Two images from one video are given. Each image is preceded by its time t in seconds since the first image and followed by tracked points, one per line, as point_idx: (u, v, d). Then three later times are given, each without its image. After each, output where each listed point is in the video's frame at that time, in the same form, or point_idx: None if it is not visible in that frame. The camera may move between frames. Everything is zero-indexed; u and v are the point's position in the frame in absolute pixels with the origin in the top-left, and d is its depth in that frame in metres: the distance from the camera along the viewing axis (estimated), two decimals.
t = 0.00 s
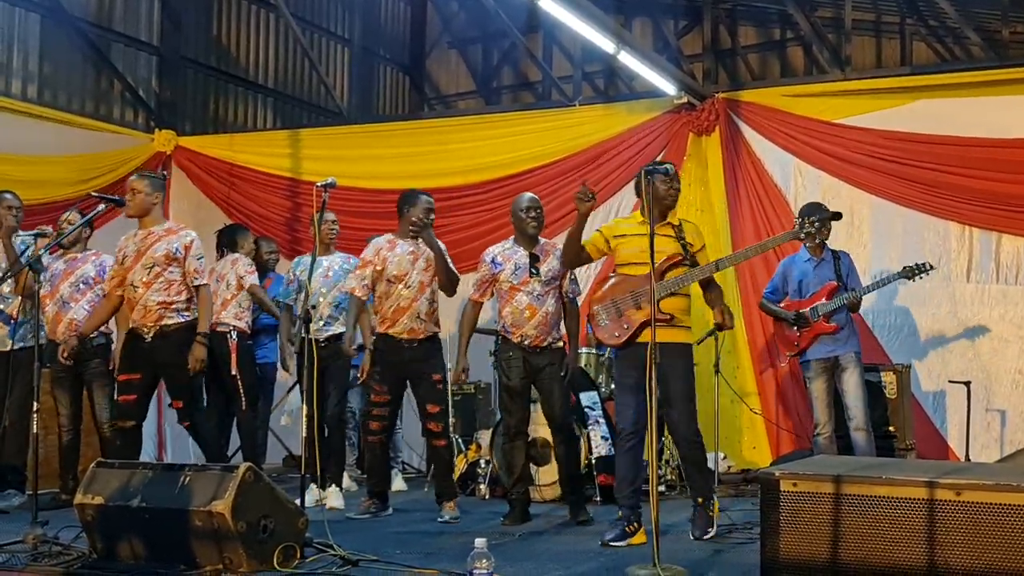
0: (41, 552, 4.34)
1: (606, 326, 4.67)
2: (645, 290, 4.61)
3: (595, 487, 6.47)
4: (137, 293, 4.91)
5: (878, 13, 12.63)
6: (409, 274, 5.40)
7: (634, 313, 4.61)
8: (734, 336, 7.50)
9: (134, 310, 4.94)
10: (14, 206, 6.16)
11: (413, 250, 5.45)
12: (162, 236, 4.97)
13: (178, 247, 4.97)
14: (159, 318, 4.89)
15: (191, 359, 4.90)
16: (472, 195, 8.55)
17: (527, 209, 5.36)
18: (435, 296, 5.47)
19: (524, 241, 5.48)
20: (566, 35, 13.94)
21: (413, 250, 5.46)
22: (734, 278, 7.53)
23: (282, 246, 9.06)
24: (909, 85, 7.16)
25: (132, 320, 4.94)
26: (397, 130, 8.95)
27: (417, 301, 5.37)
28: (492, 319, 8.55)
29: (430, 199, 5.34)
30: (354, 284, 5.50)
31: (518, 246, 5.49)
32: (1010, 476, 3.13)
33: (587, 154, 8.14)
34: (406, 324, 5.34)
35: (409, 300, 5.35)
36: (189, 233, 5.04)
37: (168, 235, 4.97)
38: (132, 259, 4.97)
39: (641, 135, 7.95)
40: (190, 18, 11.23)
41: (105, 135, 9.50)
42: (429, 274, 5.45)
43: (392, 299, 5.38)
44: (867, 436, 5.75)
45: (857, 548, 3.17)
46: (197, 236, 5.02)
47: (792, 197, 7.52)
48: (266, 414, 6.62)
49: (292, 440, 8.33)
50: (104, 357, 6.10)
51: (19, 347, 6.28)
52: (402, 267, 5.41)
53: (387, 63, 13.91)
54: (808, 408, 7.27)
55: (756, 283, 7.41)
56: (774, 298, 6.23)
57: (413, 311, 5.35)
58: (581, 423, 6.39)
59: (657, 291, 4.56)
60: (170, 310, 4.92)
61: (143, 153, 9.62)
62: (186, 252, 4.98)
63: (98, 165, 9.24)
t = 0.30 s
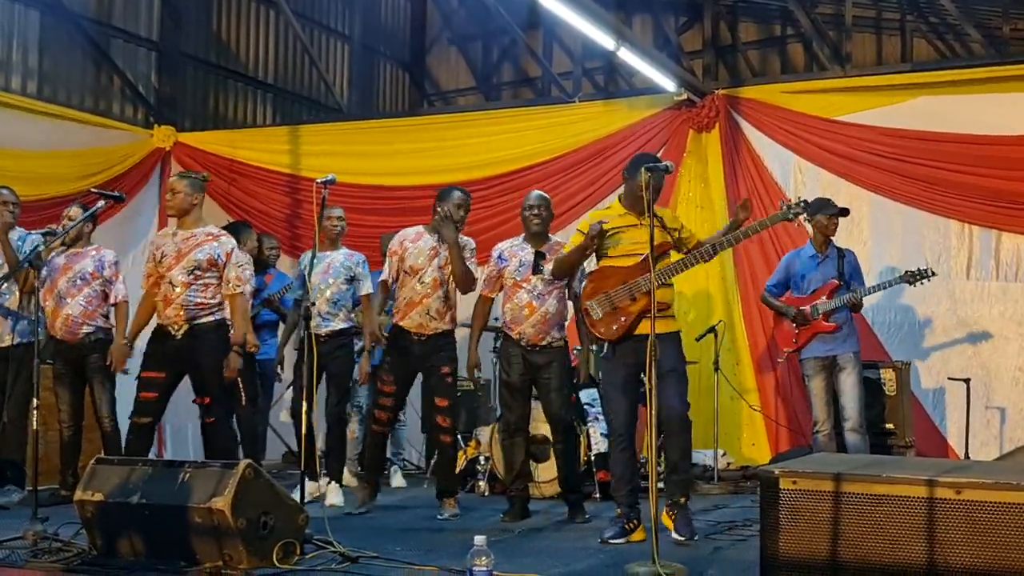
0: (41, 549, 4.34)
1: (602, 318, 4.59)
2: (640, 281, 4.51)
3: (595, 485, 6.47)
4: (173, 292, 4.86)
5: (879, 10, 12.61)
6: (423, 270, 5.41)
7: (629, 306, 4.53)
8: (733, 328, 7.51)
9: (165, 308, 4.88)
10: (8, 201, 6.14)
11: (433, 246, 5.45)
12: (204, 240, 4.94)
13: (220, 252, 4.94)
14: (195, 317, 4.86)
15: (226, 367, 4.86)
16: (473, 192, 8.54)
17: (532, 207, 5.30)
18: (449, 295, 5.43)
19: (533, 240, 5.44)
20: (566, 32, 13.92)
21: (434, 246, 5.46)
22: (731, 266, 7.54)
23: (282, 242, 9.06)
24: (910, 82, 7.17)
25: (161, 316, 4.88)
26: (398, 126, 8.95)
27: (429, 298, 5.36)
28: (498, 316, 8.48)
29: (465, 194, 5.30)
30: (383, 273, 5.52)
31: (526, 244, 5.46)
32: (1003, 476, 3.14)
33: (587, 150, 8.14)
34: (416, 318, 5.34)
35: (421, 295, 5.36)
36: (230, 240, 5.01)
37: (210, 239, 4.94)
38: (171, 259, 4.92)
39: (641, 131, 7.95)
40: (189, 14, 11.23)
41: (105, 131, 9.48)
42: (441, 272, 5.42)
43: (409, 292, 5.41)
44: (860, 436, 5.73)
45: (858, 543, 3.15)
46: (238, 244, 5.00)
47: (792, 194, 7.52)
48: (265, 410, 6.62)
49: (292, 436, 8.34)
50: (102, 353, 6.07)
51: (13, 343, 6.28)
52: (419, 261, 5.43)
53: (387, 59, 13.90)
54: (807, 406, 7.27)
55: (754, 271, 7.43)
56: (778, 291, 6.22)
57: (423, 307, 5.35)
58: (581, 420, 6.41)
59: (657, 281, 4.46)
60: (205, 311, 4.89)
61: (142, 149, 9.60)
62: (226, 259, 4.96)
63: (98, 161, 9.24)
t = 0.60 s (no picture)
0: (45, 535, 4.35)
1: (605, 308, 4.53)
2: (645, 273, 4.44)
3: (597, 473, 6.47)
4: (202, 287, 4.94)
5: None
6: (418, 260, 5.46)
7: (633, 298, 4.46)
8: (737, 318, 7.51)
9: (196, 301, 4.96)
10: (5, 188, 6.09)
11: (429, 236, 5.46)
12: (231, 236, 4.95)
13: (244, 248, 4.94)
14: (223, 309, 4.92)
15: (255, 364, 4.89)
16: (476, 181, 8.53)
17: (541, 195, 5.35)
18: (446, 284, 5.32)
19: (548, 227, 5.45)
20: (570, 21, 13.90)
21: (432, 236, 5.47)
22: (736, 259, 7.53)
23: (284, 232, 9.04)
24: (915, 71, 7.15)
25: (192, 310, 4.97)
26: (401, 115, 8.93)
27: (423, 287, 5.36)
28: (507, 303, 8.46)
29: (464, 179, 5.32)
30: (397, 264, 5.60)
31: (540, 231, 5.48)
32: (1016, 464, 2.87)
33: (591, 139, 8.12)
34: (413, 307, 5.37)
35: (416, 285, 5.39)
36: (258, 235, 5.00)
37: (236, 236, 4.95)
38: (200, 252, 4.98)
39: (644, 121, 7.93)
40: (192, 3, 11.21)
41: (107, 119, 9.47)
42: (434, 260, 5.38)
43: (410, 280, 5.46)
44: (866, 428, 5.70)
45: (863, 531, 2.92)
46: (264, 239, 4.96)
47: (796, 183, 7.51)
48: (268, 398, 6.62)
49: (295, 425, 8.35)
50: (101, 339, 6.08)
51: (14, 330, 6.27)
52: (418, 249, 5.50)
53: (391, 48, 13.88)
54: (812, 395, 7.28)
55: (759, 264, 7.43)
56: (792, 276, 6.19)
57: (418, 296, 5.37)
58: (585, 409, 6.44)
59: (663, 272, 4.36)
60: (235, 301, 4.95)
61: (145, 137, 9.58)
62: (251, 255, 4.94)
63: (100, 149, 9.24)
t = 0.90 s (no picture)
0: (47, 526, 4.36)
1: (614, 294, 4.36)
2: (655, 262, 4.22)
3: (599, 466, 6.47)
4: (205, 277, 5.05)
5: None
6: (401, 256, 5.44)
7: (644, 284, 4.27)
8: (738, 310, 7.50)
9: (202, 291, 5.09)
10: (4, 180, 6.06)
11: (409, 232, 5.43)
12: (233, 225, 5.03)
13: (246, 237, 5.01)
14: (223, 301, 5.02)
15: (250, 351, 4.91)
16: (481, 173, 8.53)
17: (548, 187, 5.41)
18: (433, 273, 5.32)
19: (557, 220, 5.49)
20: (572, 13, 13.87)
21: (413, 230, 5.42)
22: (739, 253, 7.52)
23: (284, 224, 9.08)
24: (918, 64, 7.13)
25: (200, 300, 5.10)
26: (403, 107, 8.91)
27: (409, 281, 5.35)
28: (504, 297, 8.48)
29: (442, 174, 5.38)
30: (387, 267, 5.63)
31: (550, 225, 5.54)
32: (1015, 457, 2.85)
33: (593, 131, 8.10)
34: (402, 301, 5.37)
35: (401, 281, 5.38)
36: (261, 224, 5.06)
37: (239, 225, 5.03)
38: (206, 243, 5.08)
39: (647, 113, 7.91)
40: None
41: (109, 111, 9.45)
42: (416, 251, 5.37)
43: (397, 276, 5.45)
44: (869, 422, 5.69)
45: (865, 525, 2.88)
46: (266, 228, 5.02)
47: (797, 176, 7.50)
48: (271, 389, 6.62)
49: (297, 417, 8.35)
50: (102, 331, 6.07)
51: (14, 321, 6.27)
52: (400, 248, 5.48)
53: (392, 39, 13.86)
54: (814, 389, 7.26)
55: (760, 259, 7.41)
56: (807, 265, 6.22)
57: (405, 290, 5.36)
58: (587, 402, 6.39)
59: (666, 263, 4.17)
60: (235, 294, 5.03)
61: (146, 129, 9.57)
62: (252, 244, 5.01)
63: (101, 141, 9.23)
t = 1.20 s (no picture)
0: (50, 521, 4.37)
1: (622, 279, 4.32)
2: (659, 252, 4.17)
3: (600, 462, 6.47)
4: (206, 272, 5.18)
5: None
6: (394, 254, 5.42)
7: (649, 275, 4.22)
8: (740, 307, 7.50)
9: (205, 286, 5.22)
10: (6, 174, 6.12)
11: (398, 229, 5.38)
12: (228, 218, 5.15)
13: (240, 228, 5.11)
14: (222, 294, 5.13)
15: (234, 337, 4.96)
16: (481, 169, 8.53)
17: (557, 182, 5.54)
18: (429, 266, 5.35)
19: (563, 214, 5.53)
20: (574, 8, 13.85)
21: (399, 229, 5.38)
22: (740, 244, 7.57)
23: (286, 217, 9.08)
24: (921, 60, 7.11)
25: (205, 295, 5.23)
26: (406, 102, 8.91)
27: (407, 276, 5.36)
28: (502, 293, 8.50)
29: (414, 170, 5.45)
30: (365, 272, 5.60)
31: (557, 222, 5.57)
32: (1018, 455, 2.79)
33: (596, 127, 8.09)
34: (401, 300, 5.37)
35: (398, 277, 5.37)
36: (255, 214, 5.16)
37: (232, 218, 5.13)
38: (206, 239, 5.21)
39: (649, 109, 7.90)
40: None
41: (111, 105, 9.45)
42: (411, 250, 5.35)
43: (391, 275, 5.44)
44: (873, 420, 5.68)
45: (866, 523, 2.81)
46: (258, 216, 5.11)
47: (800, 172, 7.50)
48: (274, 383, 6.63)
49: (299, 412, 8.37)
50: (107, 325, 6.08)
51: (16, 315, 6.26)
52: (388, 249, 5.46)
53: (395, 34, 13.85)
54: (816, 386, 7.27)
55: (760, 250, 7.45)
56: (819, 260, 6.26)
57: (404, 286, 5.36)
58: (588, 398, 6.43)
59: (667, 253, 4.13)
60: (232, 288, 5.13)
61: (149, 123, 9.56)
62: (247, 233, 5.10)
63: (104, 135, 9.23)
